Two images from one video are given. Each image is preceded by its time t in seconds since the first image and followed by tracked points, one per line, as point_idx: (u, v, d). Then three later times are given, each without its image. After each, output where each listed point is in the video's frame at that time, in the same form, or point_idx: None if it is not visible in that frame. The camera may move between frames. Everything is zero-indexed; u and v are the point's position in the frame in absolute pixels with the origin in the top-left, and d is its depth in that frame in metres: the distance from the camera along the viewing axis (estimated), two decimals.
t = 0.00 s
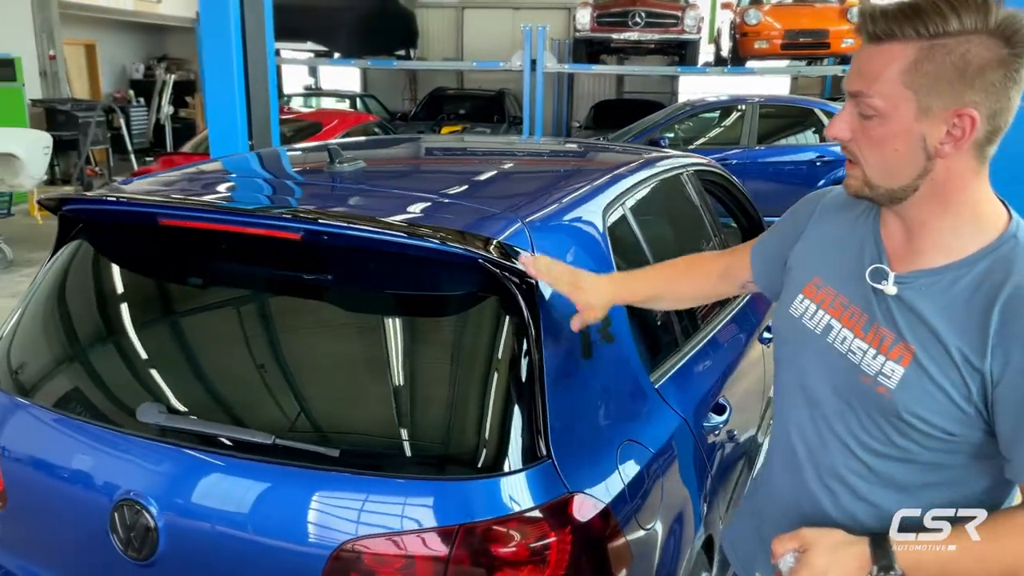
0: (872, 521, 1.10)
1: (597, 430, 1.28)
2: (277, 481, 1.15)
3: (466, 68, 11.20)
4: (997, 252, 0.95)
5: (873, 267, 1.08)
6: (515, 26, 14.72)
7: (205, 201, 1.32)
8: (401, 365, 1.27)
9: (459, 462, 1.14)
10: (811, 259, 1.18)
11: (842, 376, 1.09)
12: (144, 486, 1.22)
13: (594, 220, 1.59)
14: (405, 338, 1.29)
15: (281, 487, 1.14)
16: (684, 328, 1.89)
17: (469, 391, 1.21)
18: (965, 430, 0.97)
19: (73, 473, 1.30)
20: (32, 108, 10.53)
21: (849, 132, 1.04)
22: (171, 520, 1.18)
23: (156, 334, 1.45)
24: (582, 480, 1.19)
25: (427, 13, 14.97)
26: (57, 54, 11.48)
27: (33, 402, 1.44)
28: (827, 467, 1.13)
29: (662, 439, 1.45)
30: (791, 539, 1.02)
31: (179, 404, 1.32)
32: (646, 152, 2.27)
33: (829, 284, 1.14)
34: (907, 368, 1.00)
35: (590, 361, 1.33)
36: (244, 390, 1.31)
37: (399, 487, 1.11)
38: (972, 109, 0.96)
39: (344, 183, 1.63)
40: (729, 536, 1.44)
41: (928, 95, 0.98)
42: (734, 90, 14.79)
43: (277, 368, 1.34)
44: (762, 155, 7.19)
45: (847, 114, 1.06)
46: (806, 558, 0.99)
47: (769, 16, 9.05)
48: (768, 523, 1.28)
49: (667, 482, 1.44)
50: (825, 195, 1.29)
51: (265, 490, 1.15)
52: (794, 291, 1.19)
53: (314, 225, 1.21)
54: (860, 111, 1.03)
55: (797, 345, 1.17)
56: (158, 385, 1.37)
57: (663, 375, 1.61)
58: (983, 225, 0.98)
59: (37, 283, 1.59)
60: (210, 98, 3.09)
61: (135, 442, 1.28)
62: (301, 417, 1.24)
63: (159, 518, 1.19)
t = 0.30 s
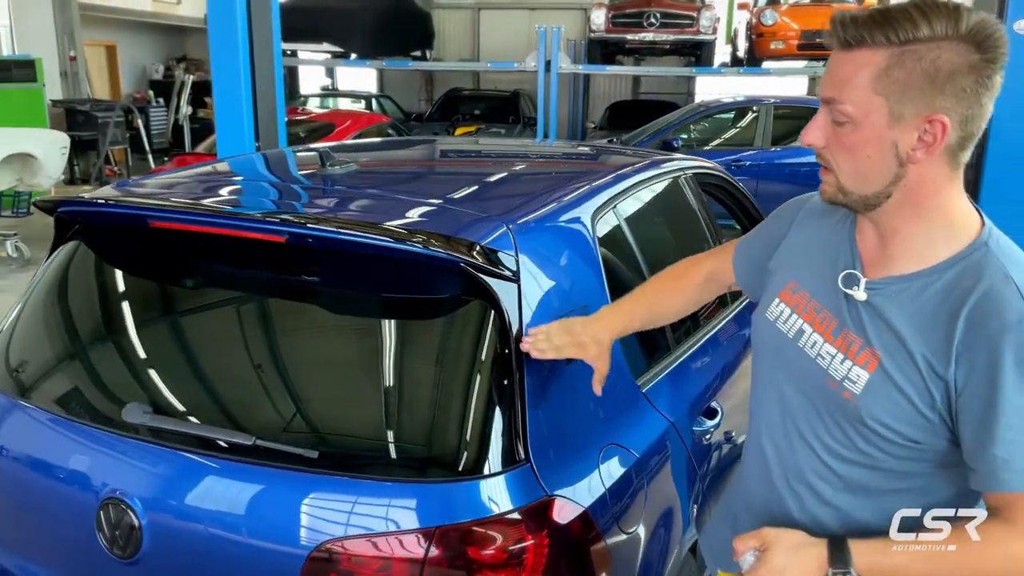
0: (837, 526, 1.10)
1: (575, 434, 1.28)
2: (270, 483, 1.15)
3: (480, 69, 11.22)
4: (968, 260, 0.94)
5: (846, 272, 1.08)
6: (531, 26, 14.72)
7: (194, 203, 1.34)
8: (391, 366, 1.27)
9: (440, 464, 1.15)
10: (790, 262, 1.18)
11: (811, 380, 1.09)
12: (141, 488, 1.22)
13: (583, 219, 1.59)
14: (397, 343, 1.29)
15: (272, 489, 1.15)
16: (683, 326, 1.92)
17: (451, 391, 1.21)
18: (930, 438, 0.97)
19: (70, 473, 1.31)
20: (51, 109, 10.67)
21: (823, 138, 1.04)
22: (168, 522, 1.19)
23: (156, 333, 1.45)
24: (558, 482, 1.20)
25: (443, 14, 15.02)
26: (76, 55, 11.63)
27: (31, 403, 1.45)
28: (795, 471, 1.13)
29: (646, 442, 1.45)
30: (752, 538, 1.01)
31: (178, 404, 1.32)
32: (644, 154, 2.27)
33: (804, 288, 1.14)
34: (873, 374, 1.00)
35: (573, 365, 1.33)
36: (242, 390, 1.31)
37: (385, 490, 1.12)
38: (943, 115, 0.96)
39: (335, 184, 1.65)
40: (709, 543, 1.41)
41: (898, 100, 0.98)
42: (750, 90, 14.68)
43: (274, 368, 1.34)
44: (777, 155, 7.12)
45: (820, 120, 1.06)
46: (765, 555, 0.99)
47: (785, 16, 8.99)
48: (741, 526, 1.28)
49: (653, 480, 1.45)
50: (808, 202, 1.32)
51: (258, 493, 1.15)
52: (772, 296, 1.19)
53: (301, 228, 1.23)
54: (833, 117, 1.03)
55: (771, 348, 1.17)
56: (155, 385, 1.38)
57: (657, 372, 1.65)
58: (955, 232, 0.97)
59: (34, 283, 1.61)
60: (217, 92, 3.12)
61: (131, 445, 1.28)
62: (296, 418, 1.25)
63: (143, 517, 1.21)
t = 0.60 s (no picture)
0: (813, 518, 1.11)
1: (560, 425, 1.31)
2: (265, 477, 1.16)
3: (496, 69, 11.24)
4: (941, 245, 0.96)
5: (818, 264, 1.09)
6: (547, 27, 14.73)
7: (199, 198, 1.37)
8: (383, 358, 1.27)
9: (424, 458, 1.16)
10: (769, 257, 1.20)
11: (785, 372, 1.10)
12: (137, 481, 1.23)
13: (573, 208, 1.61)
14: (387, 337, 1.29)
15: (267, 483, 1.16)
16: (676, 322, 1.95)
17: (436, 383, 1.21)
18: (901, 427, 0.98)
19: (68, 466, 1.31)
20: (73, 108, 10.84)
21: (791, 131, 1.06)
22: (164, 514, 1.20)
23: (157, 325, 1.47)
24: (537, 474, 1.21)
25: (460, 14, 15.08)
26: (97, 55, 11.80)
27: (32, 395, 1.46)
28: (771, 464, 1.14)
29: (634, 436, 1.46)
30: (724, 526, 1.02)
31: (179, 398, 1.33)
32: (644, 153, 2.27)
33: (781, 282, 1.16)
34: (843, 363, 1.01)
35: (558, 360, 1.35)
36: (242, 383, 1.31)
37: (373, 483, 1.13)
38: (910, 104, 0.99)
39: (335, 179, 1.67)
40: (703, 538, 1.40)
41: (866, 91, 1.00)
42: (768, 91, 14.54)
43: (272, 360, 1.34)
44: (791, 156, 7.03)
45: (788, 112, 1.08)
46: (736, 542, 1.00)
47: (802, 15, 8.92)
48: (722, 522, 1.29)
49: (644, 474, 1.46)
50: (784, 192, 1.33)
51: (255, 487, 1.16)
52: (750, 292, 1.20)
53: (288, 222, 1.27)
54: (801, 108, 1.05)
55: (748, 342, 1.18)
56: (155, 377, 1.39)
57: (652, 367, 1.69)
58: (924, 221, 1.00)
59: (35, 276, 1.62)
60: (226, 85, 3.16)
61: (129, 439, 1.28)
62: (294, 412, 1.25)
63: (127, 506, 1.23)
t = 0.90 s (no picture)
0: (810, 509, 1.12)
1: (560, 419, 1.34)
2: (271, 469, 1.18)
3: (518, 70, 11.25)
4: (921, 231, 0.99)
5: (807, 257, 1.11)
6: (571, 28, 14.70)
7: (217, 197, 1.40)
8: (384, 354, 1.28)
9: (420, 452, 1.17)
10: (756, 256, 1.21)
11: (777, 364, 1.12)
12: (149, 472, 1.25)
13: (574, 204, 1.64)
14: (388, 333, 1.31)
15: (274, 475, 1.17)
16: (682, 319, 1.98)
17: (434, 378, 1.23)
18: (892, 410, 1.00)
19: (83, 457, 1.32)
20: (103, 108, 11.06)
21: (805, 131, 1.03)
22: (175, 505, 1.22)
23: (172, 319, 1.48)
24: (530, 467, 1.23)
25: (483, 16, 15.11)
26: (127, 56, 12.01)
27: (47, 387, 1.47)
28: (767, 458, 1.15)
29: (631, 434, 1.48)
30: (714, 504, 1.03)
31: (190, 390, 1.34)
32: (654, 154, 2.27)
33: (769, 279, 1.17)
34: (834, 350, 1.03)
35: (553, 356, 1.36)
36: (253, 377, 1.33)
37: (372, 475, 1.15)
38: (917, 89, 1.02)
39: (348, 176, 1.67)
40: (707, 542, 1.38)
41: (885, 79, 1.01)
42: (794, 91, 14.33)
43: (282, 354, 1.36)
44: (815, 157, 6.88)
45: (796, 112, 1.05)
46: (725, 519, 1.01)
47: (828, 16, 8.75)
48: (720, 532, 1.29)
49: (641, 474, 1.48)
50: (764, 194, 1.34)
51: (262, 479, 1.17)
52: (740, 291, 1.21)
53: (289, 219, 1.30)
54: (815, 105, 1.03)
55: (740, 340, 1.20)
56: (171, 373, 1.39)
57: (657, 362, 1.74)
58: (907, 207, 1.02)
59: (52, 271, 1.66)
60: (243, 86, 3.25)
61: (140, 430, 1.30)
62: (303, 406, 1.26)
63: (133, 495, 1.26)
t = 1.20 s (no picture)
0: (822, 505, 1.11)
1: (571, 412, 1.36)
2: (288, 460, 1.20)
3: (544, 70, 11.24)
4: (895, 221, 1.01)
5: (790, 260, 1.12)
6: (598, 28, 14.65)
7: (240, 194, 1.43)
8: (397, 349, 1.30)
9: (430, 445, 1.19)
10: (745, 264, 1.21)
11: (773, 366, 1.12)
12: (171, 463, 1.27)
13: (591, 202, 1.65)
14: (402, 328, 1.32)
15: (292, 466, 1.19)
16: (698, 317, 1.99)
17: (443, 373, 1.25)
18: (890, 398, 1.00)
19: (107, 447, 1.35)
20: (136, 108, 11.28)
21: (812, 122, 1.05)
22: (195, 495, 1.24)
23: (194, 313, 1.51)
24: (537, 460, 1.25)
25: (510, 16, 15.11)
26: (160, 57, 12.23)
27: (73, 378, 1.50)
28: (775, 461, 1.15)
29: (639, 431, 1.49)
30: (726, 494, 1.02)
31: (211, 382, 1.36)
32: (673, 154, 2.26)
33: (758, 284, 1.17)
34: (826, 346, 1.03)
35: (561, 353, 1.37)
36: (271, 370, 1.36)
37: (384, 466, 1.17)
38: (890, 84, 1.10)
39: (370, 175, 1.69)
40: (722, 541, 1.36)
41: (871, 73, 1.07)
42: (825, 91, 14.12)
43: (300, 348, 1.38)
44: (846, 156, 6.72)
45: (798, 105, 1.07)
46: (739, 513, 1.00)
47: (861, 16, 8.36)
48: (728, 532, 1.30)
49: (649, 471, 1.49)
50: (745, 203, 1.35)
51: (280, 470, 1.19)
52: (732, 297, 1.21)
53: (305, 216, 1.32)
54: (817, 97, 1.06)
55: (734, 345, 1.20)
56: (194, 367, 1.41)
57: (671, 358, 1.75)
58: (878, 201, 1.04)
59: (79, 266, 1.70)
60: (267, 85, 3.30)
61: (162, 420, 1.32)
62: (321, 399, 1.28)
63: (150, 483, 1.29)
